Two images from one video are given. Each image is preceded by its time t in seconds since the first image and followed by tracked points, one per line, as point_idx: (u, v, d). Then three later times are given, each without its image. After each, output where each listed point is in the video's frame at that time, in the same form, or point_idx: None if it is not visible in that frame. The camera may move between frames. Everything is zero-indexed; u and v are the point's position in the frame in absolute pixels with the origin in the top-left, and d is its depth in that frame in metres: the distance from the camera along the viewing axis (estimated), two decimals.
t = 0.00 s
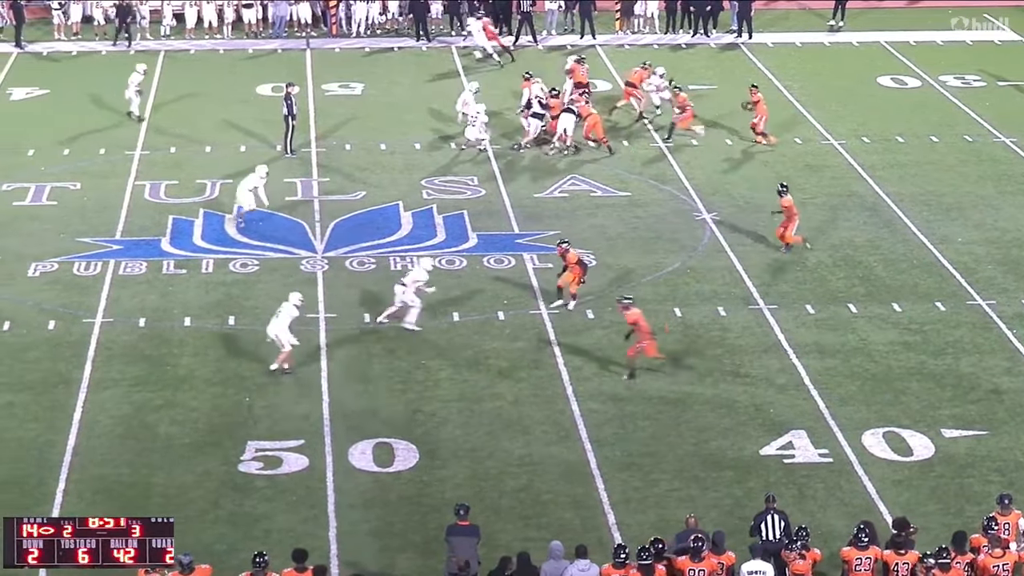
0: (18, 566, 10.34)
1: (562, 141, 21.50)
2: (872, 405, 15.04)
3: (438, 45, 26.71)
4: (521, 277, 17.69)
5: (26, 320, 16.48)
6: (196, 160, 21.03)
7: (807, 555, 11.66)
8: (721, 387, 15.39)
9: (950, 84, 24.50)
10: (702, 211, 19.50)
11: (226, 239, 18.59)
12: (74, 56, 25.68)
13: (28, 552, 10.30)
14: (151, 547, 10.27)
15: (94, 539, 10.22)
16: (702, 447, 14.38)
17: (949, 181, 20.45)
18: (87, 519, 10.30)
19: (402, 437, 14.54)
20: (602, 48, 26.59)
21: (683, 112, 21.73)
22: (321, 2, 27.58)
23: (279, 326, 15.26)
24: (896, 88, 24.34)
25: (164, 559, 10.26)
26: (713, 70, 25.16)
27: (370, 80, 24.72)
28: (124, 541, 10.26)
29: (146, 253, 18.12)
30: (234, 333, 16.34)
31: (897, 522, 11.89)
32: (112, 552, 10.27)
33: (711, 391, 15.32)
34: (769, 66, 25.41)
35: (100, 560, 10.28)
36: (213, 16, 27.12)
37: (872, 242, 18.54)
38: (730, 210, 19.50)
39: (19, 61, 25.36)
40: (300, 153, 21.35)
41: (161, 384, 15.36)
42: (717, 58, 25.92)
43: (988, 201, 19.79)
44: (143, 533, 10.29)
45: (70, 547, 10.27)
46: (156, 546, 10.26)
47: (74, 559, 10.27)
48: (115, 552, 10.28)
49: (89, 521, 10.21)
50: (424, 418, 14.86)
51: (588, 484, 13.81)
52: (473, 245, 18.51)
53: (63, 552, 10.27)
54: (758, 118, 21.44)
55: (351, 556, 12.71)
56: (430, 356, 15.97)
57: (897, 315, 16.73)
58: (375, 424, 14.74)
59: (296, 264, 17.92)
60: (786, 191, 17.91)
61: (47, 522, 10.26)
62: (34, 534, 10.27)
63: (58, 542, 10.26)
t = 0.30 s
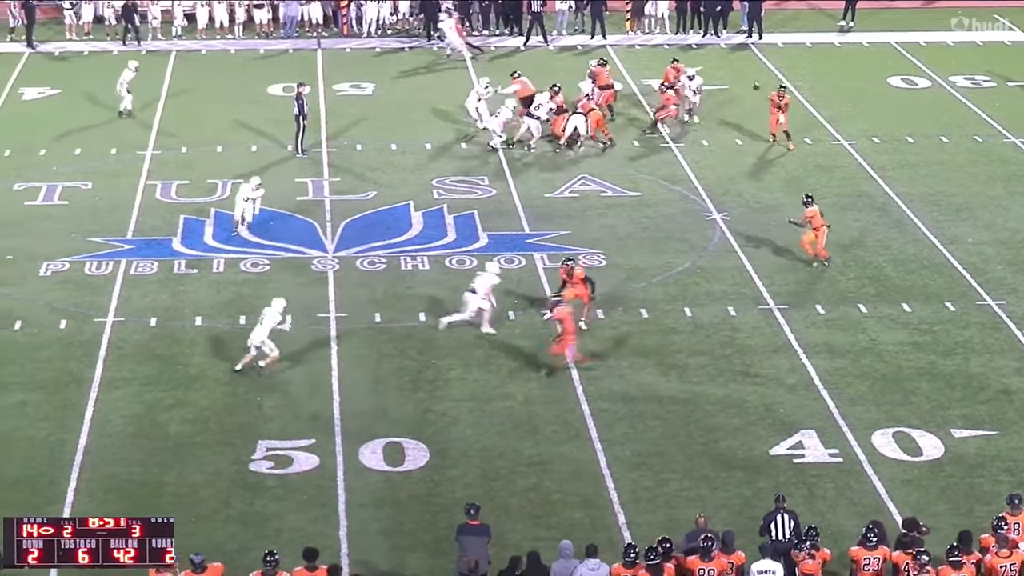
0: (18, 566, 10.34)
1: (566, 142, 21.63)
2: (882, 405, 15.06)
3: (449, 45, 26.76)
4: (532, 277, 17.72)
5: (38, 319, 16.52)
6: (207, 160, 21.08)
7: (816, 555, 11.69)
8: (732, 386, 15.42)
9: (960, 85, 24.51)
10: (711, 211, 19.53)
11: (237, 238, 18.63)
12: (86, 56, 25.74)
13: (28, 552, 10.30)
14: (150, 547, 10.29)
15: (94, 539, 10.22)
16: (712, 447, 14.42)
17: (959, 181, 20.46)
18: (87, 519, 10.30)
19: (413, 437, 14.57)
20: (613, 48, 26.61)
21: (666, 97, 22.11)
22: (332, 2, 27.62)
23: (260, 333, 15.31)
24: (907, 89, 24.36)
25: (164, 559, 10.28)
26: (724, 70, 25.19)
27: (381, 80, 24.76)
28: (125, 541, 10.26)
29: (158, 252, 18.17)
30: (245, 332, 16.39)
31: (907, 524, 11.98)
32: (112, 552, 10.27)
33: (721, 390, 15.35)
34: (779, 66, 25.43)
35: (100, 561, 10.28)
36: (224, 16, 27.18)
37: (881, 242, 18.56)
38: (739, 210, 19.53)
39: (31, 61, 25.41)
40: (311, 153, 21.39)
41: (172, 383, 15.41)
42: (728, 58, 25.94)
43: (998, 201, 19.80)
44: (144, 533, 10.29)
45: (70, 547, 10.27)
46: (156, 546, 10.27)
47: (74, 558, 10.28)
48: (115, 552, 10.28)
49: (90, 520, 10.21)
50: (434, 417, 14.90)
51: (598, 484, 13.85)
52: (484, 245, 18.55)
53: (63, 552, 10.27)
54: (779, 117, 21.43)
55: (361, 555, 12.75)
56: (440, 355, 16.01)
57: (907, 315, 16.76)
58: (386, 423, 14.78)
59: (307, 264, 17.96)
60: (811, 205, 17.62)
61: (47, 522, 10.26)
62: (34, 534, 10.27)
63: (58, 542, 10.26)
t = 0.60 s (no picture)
0: (18, 566, 10.43)
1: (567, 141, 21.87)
2: (887, 404, 15.21)
3: (458, 48, 26.94)
4: (540, 277, 17.89)
5: (50, 319, 16.71)
6: (218, 160, 21.26)
7: (821, 553, 11.85)
8: (738, 385, 15.58)
9: (964, 87, 24.64)
10: (718, 212, 19.68)
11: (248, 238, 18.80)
12: (99, 58, 25.96)
13: (28, 552, 10.39)
14: (151, 547, 10.33)
15: (94, 539, 10.30)
16: (718, 445, 14.58)
17: (962, 183, 20.60)
18: (87, 520, 10.38)
19: (422, 435, 14.75)
20: (621, 50, 26.76)
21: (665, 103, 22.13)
22: (342, 4, 27.81)
23: (267, 336, 15.68)
24: (911, 91, 24.50)
25: (164, 559, 10.31)
26: (731, 73, 25.33)
27: (390, 82, 24.94)
28: (125, 541, 10.32)
29: (170, 252, 18.35)
30: (256, 331, 16.57)
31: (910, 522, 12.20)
32: (112, 552, 10.35)
33: (727, 389, 15.52)
34: (785, 68, 25.58)
35: (100, 561, 10.35)
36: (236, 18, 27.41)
37: (886, 243, 18.71)
38: (745, 211, 19.70)
39: (45, 62, 25.62)
40: (322, 154, 21.57)
41: (184, 381, 15.59)
42: (734, 60, 26.09)
43: (1001, 202, 19.94)
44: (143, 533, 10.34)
45: (70, 547, 10.35)
46: (156, 546, 10.31)
47: (74, 559, 10.35)
48: (115, 552, 10.35)
49: (89, 521, 10.29)
50: (443, 416, 15.08)
51: (605, 481, 14.01)
52: (492, 245, 18.72)
53: (63, 552, 10.35)
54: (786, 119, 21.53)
55: (370, 552, 12.92)
56: (449, 354, 16.18)
57: (911, 315, 16.91)
58: (395, 421, 14.95)
59: (317, 264, 18.13)
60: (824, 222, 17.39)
61: (47, 522, 10.34)
62: (34, 534, 10.36)
63: (58, 542, 10.34)
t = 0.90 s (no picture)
0: (18, 565, 10.48)
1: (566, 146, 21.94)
2: (884, 402, 15.51)
3: (464, 52, 27.28)
4: (544, 277, 18.19)
5: (63, 318, 17.03)
6: (229, 163, 21.59)
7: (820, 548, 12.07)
8: (738, 384, 15.88)
9: (960, 91, 24.94)
10: (719, 213, 19.98)
11: (258, 239, 19.12)
12: (112, 62, 26.32)
13: (28, 552, 10.44)
14: (151, 547, 10.42)
15: (94, 538, 10.37)
16: (718, 442, 14.88)
17: (959, 185, 20.90)
18: (87, 520, 10.45)
19: (428, 432, 15.05)
20: (623, 55, 27.08)
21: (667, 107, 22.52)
22: (350, 9, 28.15)
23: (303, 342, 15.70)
24: (908, 95, 24.80)
25: (164, 559, 10.39)
26: (731, 77, 25.64)
27: (397, 85, 25.28)
28: (125, 541, 10.41)
29: (181, 253, 18.67)
30: (265, 330, 16.88)
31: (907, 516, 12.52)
32: (112, 551, 10.43)
33: (728, 387, 15.82)
34: (784, 72, 25.89)
35: (100, 560, 10.43)
36: (246, 23, 27.78)
37: (883, 244, 19.00)
38: (745, 212, 20.00)
39: (58, 66, 25.96)
40: (330, 156, 21.90)
41: (195, 379, 15.90)
42: (735, 65, 26.40)
43: (997, 204, 20.24)
44: (143, 533, 10.44)
45: (70, 547, 10.41)
46: (156, 546, 10.40)
47: (74, 558, 10.41)
48: (115, 552, 10.43)
49: (89, 521, 10.36)
50: (449, 413, 15.38)
51: (608, 478, 14.31)
52: (497, 246, 19.03)
53: (63, 552, 10.41)
54: (780, 120, 21.82)
55: (378, 547, 13.20)
56: (455, 353, 16.49)
57: (908, 314, 17.21)
58: (402, 418, 15.26)
59: (325, 264, 18.45)
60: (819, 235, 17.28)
61: (47, 523, 10.40)
62: (34, 534, 10.41)
63: (58, 542, 10.40)
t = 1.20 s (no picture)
0: (19, 565, 10.92)
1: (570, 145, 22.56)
2: (875, 399, 16.01)
3: (468, 59, 27.81)
4: (546, 277, 18.71)
5: (79, 317, 17.56)
6: (240, 166, 22.12)
7: (812, 539, 12.57)
8: (734, 381, 16.38)
9: (949, 97, 25.43)
10: (715, 216, 20.49)
11: (269, 241, 19.64)
12: (126, 69, 26.87)
13: (29, 552, 10.88)
14: (150, 547, 10.88)
15: (94, 538, 10.83)
16: (715, 438, 15.38)
17: (949, 188, 21.38)
18: (87, 521, 10.91)
19: (434, 428, 15.56)
20: (622, 62, 27.58)
21: (670, 111, 23.11)
22: (357, 17, 28.71)
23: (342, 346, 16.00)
24: (899, 101, 25.29)
25: (163, 558, 10.85)
26: (727, 83, 26.15)
27: (403, 91, 25.81)
28: (125, 541, 10.87)
29: (194, 254, 19.19)
30: (275, 329, 17.40)
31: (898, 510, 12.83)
32: (112, 552, 10.89)
33: (724, 384, 16.32)
34: (779, 79, 26.39)
35: (99, 560, 10.90)
36: (256, 32, 28.31)
37: (875, 246, 19.50)
38: (742, 214, 20.51)
39: (75, 73, 26.51)
40: (338, 160, 22.42)
41: (207, 377, 16.42)
42: (731, 71, 26.91)
43: (986, 206, 20.73)
44: (143, 533, 10.90)
45: (70, 547, 10.87)
46: (156, 546, 10.86)
47: (74, 558, 10.88)
48: (115, 552, 10.90)
49: (90, 521, 10.82)
50: (454, 409, 15.89)
51: (607, 472, 14.81)
52: (500, 248, 19.53)
53: (63, 552, 10.87)
54: (769, 125, 22.27)
55: (385, 538, 13.70)
56: (460, 352, 17.00)
57: (898, 313, 17.71)
58: (408, 414, 15.77)
59: (334, 265, 18.97)
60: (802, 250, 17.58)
61: (47, 523, 10.85)
62: (34, 534, 10.86)
63: (58, 542, 10.86)
